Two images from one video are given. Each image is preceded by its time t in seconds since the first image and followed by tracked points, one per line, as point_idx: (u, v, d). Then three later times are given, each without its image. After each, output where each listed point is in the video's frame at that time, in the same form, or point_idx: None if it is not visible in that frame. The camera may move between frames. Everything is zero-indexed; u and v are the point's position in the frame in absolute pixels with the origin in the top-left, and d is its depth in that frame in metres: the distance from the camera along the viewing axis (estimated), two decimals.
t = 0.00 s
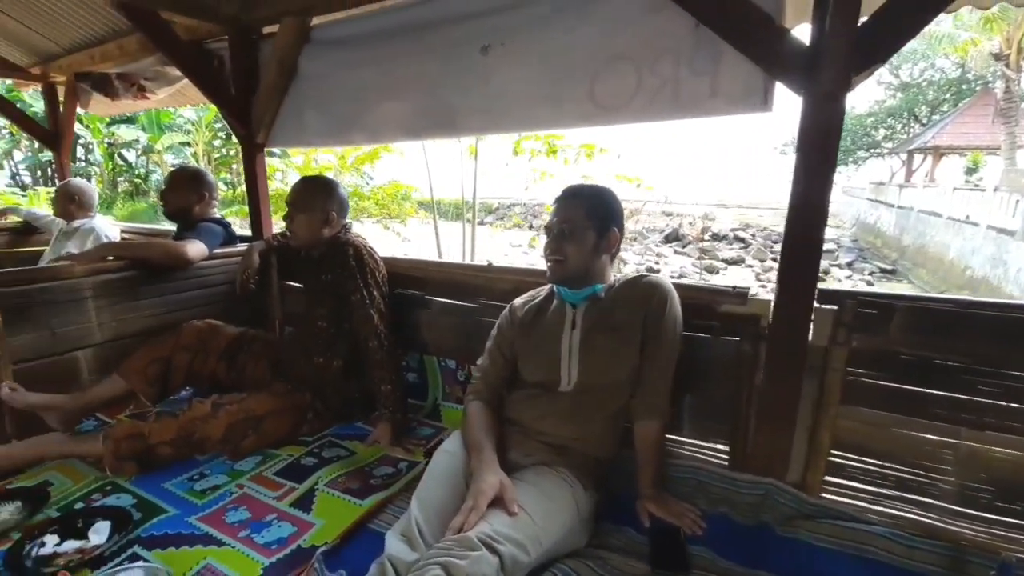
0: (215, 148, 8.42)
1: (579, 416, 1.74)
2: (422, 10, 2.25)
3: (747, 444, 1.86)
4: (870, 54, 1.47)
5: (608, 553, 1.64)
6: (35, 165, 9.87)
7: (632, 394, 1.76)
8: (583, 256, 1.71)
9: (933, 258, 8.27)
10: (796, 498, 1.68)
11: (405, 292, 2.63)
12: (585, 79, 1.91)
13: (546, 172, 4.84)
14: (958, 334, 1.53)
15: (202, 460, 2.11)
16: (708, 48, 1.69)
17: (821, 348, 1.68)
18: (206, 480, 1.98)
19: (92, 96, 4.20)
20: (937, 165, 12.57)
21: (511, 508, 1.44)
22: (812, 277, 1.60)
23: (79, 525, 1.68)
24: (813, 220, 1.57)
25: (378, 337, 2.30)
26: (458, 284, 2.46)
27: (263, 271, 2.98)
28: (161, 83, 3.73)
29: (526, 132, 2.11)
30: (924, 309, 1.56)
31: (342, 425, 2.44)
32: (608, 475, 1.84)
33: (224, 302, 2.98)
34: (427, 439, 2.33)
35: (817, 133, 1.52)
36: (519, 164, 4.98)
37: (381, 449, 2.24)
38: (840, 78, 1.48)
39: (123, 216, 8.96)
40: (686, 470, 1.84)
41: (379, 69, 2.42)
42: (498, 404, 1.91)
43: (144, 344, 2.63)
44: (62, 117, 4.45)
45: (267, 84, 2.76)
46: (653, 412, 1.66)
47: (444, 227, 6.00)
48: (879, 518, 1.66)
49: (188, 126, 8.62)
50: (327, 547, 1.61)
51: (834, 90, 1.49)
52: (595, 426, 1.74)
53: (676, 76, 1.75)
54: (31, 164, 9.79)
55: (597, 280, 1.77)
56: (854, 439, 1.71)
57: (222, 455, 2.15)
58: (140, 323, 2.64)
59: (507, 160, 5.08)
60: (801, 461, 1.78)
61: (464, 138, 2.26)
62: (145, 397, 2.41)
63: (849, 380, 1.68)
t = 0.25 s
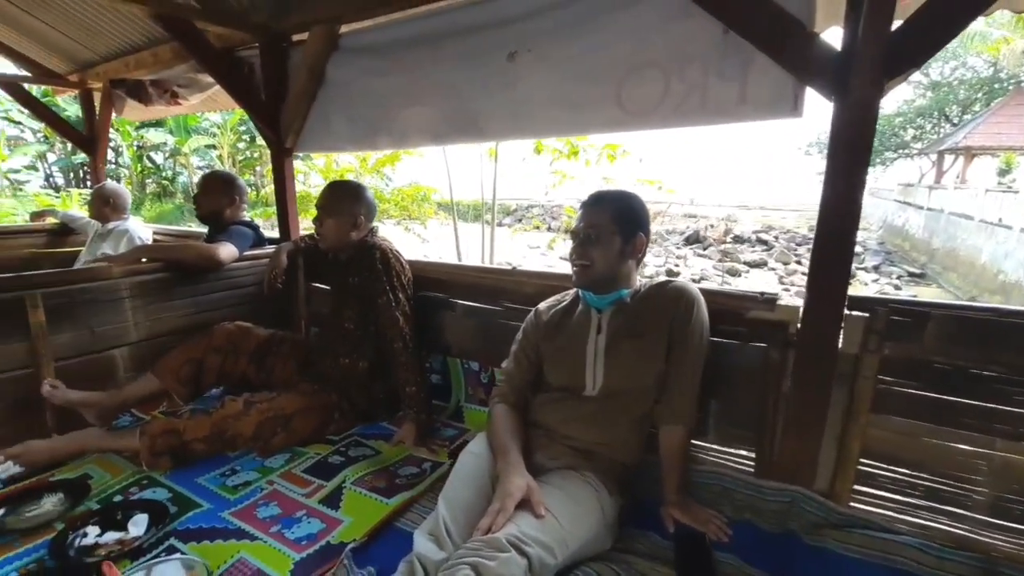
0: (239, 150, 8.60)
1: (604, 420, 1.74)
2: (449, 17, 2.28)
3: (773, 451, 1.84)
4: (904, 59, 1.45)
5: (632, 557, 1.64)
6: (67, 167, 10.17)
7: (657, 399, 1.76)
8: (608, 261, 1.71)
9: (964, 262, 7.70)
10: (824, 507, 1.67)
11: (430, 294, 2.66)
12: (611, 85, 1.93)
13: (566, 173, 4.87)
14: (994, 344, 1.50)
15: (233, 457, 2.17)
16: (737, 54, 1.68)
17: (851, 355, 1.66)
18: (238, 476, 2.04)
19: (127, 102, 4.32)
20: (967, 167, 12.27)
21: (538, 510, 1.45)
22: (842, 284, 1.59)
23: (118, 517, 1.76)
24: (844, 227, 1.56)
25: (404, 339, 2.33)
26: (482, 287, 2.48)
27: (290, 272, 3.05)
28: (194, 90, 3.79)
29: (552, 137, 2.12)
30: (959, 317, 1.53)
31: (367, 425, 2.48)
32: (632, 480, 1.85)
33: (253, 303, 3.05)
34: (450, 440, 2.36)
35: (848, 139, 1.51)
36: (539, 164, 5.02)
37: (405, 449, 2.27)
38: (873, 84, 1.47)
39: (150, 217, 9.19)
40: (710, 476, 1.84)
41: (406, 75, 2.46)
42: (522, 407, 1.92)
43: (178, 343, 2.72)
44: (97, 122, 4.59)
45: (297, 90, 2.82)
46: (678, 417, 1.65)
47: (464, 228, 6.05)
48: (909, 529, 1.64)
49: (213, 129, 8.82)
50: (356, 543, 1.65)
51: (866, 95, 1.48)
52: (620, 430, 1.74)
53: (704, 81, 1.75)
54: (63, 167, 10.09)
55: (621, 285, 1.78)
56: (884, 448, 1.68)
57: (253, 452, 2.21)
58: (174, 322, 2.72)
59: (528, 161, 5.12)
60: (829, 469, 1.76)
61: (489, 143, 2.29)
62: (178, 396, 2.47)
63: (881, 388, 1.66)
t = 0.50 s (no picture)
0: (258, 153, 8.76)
1: (624, 420, 1.76)
2: (473, 22, 2.32)
3: (793, 454, 1.85)
4: (930, 63, 1.46)
5: (652, 557, 1.65)
6: (92, 169, 10.40)
7: (677, 400, 1.77)
8: (630, 262, 1.73)
9: (987, 268, 7.45)
10: (845, 511, 1.67)
11: (450, 295, 2.69)
12: (634, 89, 1.95)
13: (582, 176, 4.89)
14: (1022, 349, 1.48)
15: (258, 452, 2.23)
16: (761, 58, 1.69)
17: (874, 359, 1.66)
18: (263, 470, 2.10)
19: (155, 105, 4.43)
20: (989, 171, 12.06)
21: (559, 507, 1.47)
22: (866, 288, 1.59)
23: (151, 507, 1.82)
24: (868, 231, 1.56)
25: (425, 338, 2.36)
26: (502, 288, 2.51)
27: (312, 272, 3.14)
28: (221, 93, 3.92)
29: (574, 141, 2.15)
30: (985, 321, 1.52)
31: (387, 423, 2.52)
32: (651, 481, 1.86)
33: (277, 302, 3.12)
34: (469, 439, 2.39)
35: (873, 142, 1.52)
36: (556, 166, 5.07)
37: (425, 447, 2.31)
38: (899, 88, 1.47)
39: (171, 217, 9.37)
40: (730, 479, 1.85)
41: (430, 79, 2.50)
42: (543, 406, 1.94)
43: (205, 340, 2.79)
44: (126, 124, 4.71)
45: (322, 93, 2.88)
46: (699, 419, 1.66)
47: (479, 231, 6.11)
48: (932, 534, 1.63)
49: (233, 131, 8.99)
50: (379, 537, 1.69)
51: (892, 99, 1.48)
52: (640, 431, 1.75)
53: (727, 86, 1.76)
54: (87, 169, 10.32)
55: (642, 286, 1.79)
56: (907, 453, 1.68)
57: (278, 448, 2.26)
58: (201, 319, 2.79)
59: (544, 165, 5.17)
60: (850, 473, 1.76)
61: (511, 146, 2.32)
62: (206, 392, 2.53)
63: (903, 391, 1.65)
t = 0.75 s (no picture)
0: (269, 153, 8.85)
1: (632, 417, 1.78)
2: (486, 24, 2.36)
3: (799, 454, 1.86)
4: (939, 68, 1.47)
5: (658, 552, 1.67)
6: (104, 168, 10.53)
7: (684, 399, 1.79)
8: (639, 262, 1.76)
9: (999, 273, 7.39)
10: (851, 511, 1.70)
11: (461, 294, 2.73)
12: (645, 92, 1.98)
13: (590, 178, 4.93)
14: None
15: (271, 446, 2.27)
16: (771, 62, 1.72)
17: (880, 360, 1.68)
18: (277, 463, 2.14)
19: (170, 104, 4.49)
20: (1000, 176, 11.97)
21: (568, 501, 1.50)
22: (874, 289, 1.61)
23: (167, 497, 1.87)
24: (876, 233, 1.58)
25: (435, 336, 2.40)
26: (511, 288, 2.54)
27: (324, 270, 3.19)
28: (234, 94, 3.98)
29: (585, 142, 2.18)
30: (992, 323, 1.54)
31: (397, 420, 2.55)
32: (658, 478, 1.88)
33: (290, 299, 3.16)
34: (478, 435, 2.42)
35: (882, 145, 1.54)
36: (564, 168, 5.10)
37: (434, 443, 2.34)
38: (908, 92, 1.49)
39: (182, 216, 9.47)
40: (737, 479, 1.89)
41: (443, 81, 2.54)
42: (552, 403, 1.97)
43: (219, 336, 2.84)
44: (142, 124, 4.79)
45: (336, 94, 2.92)
46: (707, 417, 1.68)
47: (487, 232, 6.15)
48: (938, 535, 1.64)
49: (243, 132, 9.10)
50: (390, 529, 1.72)
51: (901, 103, 1.50)
52: (648, 428, 1.78)
53: (737, 89, 1.79)
54: (99, 168, 10.44)
55: (651, 286, 1.82)
56: (913, 454, 1.69)
57: (290, 442, 2.30)
58: (216, 315, 2.83)
59: (552, 166, 5.21)
60: (856, 473, 1.78)
61: (523, 147, 2.36)
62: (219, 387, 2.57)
63: (910, 392, 1.67)
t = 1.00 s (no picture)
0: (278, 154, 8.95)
1: (634, 413, 1.83)
2: (494, 28, 2.41)
3: (800, 451, 1.90)
4: (937, 72, 1.51)
5: (659, 544, 1.71)
6: (115, 168, 10.67)
7: (686, 395, 1.83)
8: (643, 260, 1.80)
9: (1008, 276, 7.34)
10: (851, 507, 1.73)
11: (468, 292, 2.77)
12: (649, 95, 2.02)
13: (596, 179, 4.96)
14: None
15: (282, 439, 2.33)
16: (773, 66, 1.76)
17: (879, 359, 1.71)
18: (288, 455, 2.20)
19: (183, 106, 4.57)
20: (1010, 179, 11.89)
21: (571, 492, 1.55)
22: (872, 289, 1.64)
23: (183, 487, 1.93)
24: (874, 233, 1.61)
25: (443, 333, 2.44)
26: (518, 286, 2.58)
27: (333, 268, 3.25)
28: (247, 96, 4.00)
29: (591, 144, 2.22)
30: (989, 322, 1.56)
31: (405, 415, 2.60)
32: (660, 473, 1.93)
33: (300, 297, 3.22)
34: (484, 431, 2.46)
35: (881, 147, 1.57)
36: (570, 169, 5.15)
37: (441, 438, 2.39)
38: (906, 96, 1.53)
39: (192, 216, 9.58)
40: (738, 475, 1.93)
41: (452, 84, 2.59)
42: (556, 399, 2.01)
43: (231, 332, 2.90)
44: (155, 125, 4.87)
45: (347, 96, 2.98)
46: (708, 413, 1.72)
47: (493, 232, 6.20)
48: (935, 530, 1.67)
49: (253, 132, 9.20)
50: (399, 519, 1.78)
51: (899, 106, 1.53)
52: (650, 424, 1.82)
53: (739, 93, 1.83)
54: (111, 168, 10.57)
55: (654, 284, 1.86)
56: (911, 451, 1.72)
57: (301, 436, 2.36)
58: (228, 312, 2.90)
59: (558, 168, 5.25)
60: (855, 469, 1.81)
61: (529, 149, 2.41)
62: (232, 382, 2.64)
63: (908, 390, 1.70)
